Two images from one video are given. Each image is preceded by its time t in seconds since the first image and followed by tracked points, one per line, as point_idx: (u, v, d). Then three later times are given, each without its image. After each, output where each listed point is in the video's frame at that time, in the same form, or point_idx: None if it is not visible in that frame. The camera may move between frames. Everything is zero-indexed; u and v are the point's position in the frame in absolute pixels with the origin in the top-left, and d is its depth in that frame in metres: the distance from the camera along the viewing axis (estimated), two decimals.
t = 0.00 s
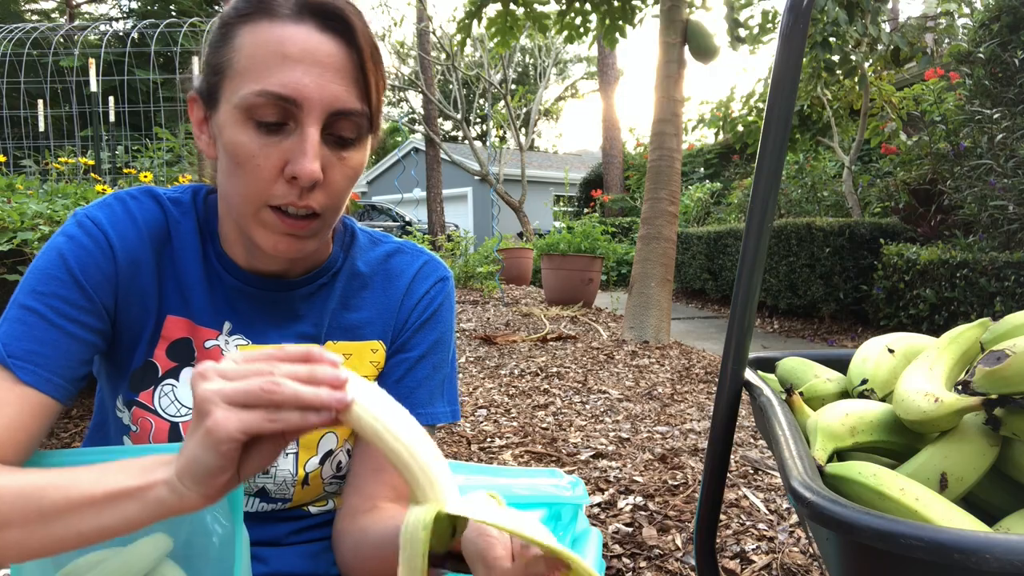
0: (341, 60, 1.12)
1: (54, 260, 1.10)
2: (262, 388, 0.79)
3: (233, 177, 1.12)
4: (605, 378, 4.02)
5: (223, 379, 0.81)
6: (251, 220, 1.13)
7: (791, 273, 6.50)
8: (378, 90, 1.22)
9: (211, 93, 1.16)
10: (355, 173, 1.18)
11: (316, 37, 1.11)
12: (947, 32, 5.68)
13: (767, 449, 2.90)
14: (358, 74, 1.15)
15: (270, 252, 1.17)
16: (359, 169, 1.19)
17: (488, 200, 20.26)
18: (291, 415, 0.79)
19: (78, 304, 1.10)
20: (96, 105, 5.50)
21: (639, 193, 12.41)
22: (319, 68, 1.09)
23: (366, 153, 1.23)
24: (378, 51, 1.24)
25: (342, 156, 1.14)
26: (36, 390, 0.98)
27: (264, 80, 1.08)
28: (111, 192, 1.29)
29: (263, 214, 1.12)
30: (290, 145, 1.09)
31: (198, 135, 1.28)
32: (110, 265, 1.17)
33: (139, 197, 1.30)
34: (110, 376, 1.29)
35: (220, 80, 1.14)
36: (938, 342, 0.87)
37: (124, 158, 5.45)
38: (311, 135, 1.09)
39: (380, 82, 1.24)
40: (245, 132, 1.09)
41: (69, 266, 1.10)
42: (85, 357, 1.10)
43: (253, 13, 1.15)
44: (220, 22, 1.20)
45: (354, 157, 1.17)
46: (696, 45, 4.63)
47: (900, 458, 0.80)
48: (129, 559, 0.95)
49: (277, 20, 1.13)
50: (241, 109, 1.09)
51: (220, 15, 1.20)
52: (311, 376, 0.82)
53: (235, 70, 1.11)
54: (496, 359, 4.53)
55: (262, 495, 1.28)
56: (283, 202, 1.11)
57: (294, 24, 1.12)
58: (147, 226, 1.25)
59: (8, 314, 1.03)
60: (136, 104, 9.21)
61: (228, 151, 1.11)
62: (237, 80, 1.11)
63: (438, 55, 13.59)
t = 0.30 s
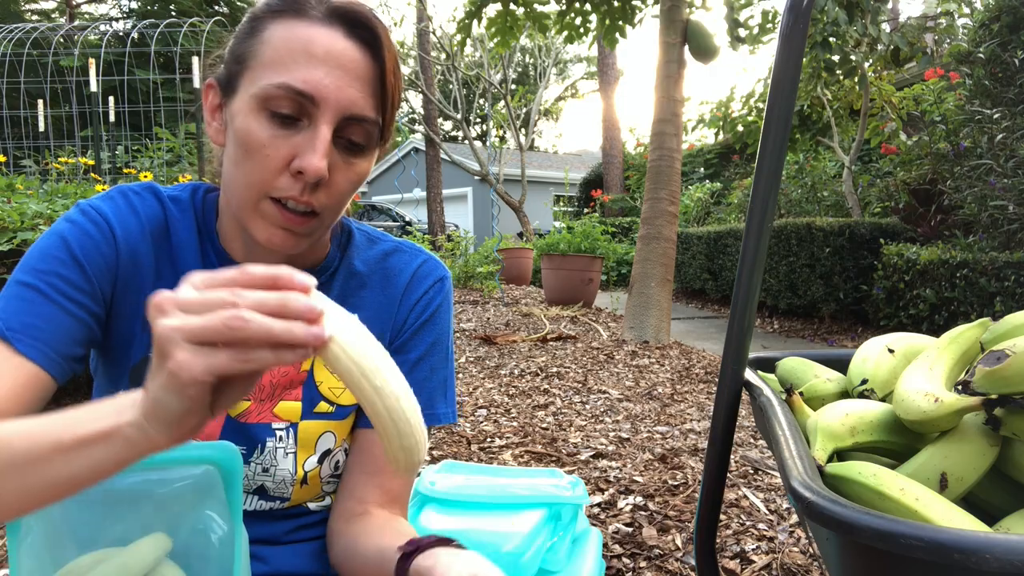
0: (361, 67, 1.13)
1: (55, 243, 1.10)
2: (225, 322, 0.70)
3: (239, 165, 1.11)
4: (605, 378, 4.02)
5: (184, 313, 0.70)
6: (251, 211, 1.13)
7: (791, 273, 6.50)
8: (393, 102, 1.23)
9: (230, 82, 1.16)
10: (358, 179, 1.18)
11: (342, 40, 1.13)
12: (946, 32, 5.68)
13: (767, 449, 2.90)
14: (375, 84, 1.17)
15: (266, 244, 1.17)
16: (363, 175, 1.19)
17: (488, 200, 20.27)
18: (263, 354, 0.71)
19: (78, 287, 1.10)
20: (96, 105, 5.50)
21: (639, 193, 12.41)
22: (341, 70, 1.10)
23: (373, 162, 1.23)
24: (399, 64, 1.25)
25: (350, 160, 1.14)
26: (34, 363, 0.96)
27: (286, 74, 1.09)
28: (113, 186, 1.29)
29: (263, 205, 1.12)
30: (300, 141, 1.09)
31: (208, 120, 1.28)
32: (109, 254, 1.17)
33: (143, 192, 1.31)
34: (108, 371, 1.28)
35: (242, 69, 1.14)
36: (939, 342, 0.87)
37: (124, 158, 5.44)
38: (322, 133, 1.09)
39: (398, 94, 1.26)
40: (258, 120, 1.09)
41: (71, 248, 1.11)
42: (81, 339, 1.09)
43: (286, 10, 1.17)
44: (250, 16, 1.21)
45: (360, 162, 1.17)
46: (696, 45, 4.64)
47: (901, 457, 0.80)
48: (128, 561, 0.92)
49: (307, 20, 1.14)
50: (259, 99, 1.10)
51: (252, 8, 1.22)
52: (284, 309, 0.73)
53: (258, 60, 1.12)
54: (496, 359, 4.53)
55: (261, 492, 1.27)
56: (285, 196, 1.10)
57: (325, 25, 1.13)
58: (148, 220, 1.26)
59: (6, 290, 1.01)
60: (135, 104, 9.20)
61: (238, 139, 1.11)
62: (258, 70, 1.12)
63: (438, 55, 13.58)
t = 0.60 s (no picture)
0: (356, 64, 1.13)
1: (58, 234, 1.10)
2: (182, 297, 0.70)
3: (238, 161, 1.12)
4: (605, 378, 4.02)
5: (140, 285, 0.71)
6: (250, 207, 1.13)
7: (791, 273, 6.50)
8: (389, 99, 1.22)
9: (230, 80, 1.17)
10: (355, 176, 1.18)
11: (336, 38, 1.12)
12: (946, 32, 5.68)
13: (767, 448, 2.90)
14: (370, 81, 1.16)
15: (263, 240, 1.17)
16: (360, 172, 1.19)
17: (488, 200, 20.27)
18: (221, 334, 0.72)
19: (81, 277, 1.09)
20: (96, 105, 5.50)
21: (639, 193, 12.42)
22: (335, 67, 1.10)
23: (370, 160, 1.23)
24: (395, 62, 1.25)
25: (346, 157, 1.14)
26: (29, 345, 0.96)
27: (281, 72, 1.09)
28: (118, 183, 1.29)
29: (260, 201, 1.12)
30: (295, 137, 1.08)
31: (211, 119, 1.28)
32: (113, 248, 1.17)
33: (150, 189, 1.31)
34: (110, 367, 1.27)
35: (240, 68, 1.14)
36: (939, 341, 0.87)
37: (124, 158, 5.44)
38: (316, 131, 1.09)
39: (395, 91, 1.26)
40: (255, 117, 1.09)
41: (74, 239, 1.11)
42: (81, 327, 1.07)
43: (283, 10, 1.17)
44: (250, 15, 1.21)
45: (358, 159, 1.17)
46: (696, 45, 4.64)
47: (900, 457, 0.80)
48: (129, 560, 0.92)
49: (302, 18, 1.14)
50: (256, 96, 1.09)
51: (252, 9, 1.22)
52: (241, 284, 0.72)
53: (255, 59, 1.12)
54: (496, 359, 4.53)
55: (268, 482, 1.27)
56: (282, 192, 1.10)
57: (317, 24, 1.13)
58: (153, 218, 1.26)
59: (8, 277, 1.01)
60: (136, 104, 9.20)
61: (237, 135, 1.11)
62: (255, 69, 1.12)
63: (438, 55, 13.58)
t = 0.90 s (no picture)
0: (262, 108, 0.97)
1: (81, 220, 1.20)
2: (90, 223, 0.86)
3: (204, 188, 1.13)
4: (605, 378, 4.02)
5: (66, 207, 0.87)
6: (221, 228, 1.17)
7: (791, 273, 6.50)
8: (326, 123, 1.03)
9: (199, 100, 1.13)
10: (304, 206, 1.09)
11: (238, 82, 0.96)
12: (946, 32, 5.67)
13: (767, 448, 2.90)
14: (286, 118, 0.98)
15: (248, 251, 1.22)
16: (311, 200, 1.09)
17: (488, 200, 20.27)
18: (124, 262, 0.87)
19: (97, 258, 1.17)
20: (96, 105, 5.50)
21: (639, 193, 12.42)
22: (241, 114, 0.96)
23: (329, 182, 1.11)
24: (336, 71, 1.02)
25: (279, 194, 1.04)
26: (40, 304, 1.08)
27: (200, 118, 1.00)
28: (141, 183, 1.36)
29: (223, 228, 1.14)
30: (221, 182, 1.03)
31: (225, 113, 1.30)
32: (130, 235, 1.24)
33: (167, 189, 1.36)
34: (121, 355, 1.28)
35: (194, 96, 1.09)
36: (939, 341, 0.87)
37: (124, 158, 5.45)
38: (236, 179, 1.01)
39: (345, 103, 1.05)
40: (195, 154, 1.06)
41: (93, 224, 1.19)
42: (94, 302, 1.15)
43: (207, 44, 1.02)
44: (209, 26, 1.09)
45: (299, 193, 1.06)
46: (696, 45, 4.64)
47: (901, 458, 0.80)
48: (130, 559, 0.91)
49: (214, 59, 0.98)
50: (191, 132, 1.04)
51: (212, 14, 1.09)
52: (144, 217, 0.88)
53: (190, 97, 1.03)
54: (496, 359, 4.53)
55: (274, 454, 1.27)
56: (230, 224, 1.10)
57: (224, 63, 0.97)
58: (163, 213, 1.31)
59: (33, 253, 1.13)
60: (136, 104, 9.20)
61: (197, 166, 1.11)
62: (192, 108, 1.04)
63: (438, 55, 13.58)
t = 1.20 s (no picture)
0: (231, 111, 1.05)
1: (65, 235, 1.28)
2: (27, 214, 0.95)
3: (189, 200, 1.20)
4: (605, 378, 4.02)
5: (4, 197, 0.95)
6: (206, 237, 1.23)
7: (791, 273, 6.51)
8: (293, 124, 1.12)
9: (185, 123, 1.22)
10: (281, 207, 1.14)
11: (207, 89, 1.05)
12: (946, 32, 5.67)
13: (767, 448, 2.90)
14: (255, 118, 1.06)
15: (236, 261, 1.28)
16: (287, 201, 1.14)
17: (488, 200, 20.27)
18: (55, 250, 0.96)
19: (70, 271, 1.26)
20: (96, 105, 5.50)
21: (639, 193, 12.42)
22: (211, 119, 1.05)
23: (305, 184, 1.17)
24: (300, 76, 1.13)
25: (254, 194, 1.11)
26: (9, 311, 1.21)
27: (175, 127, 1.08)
28: (139, 194, 1.39)
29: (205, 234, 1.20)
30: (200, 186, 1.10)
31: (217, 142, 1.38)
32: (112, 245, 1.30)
33: (165, 199, 1.39)
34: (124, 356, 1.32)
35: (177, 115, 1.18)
36: (940, 341, 0.87)
37: (123, 158, 5.45)
38: (211, 181, 1.08)
39: (311, 105, 1.14)
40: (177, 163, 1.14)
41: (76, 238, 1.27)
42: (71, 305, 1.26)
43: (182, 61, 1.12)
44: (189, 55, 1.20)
45: (273, 193, 1.12)
46: (696, 45, 4.64)
47: (901, 457, 0.80)
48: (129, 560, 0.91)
49: (187, 71, 1.08)
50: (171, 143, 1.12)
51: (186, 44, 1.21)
52: (75, 214, 0.98)
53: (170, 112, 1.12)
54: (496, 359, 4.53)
55: (268, 443, 1.27)
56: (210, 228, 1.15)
57: (195, 71, 1.06)
58: (154, 219, 1.34)
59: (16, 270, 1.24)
60: (136, 104, 9.20)
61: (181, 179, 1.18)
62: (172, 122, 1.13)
63: (438, 55, 13.59)
